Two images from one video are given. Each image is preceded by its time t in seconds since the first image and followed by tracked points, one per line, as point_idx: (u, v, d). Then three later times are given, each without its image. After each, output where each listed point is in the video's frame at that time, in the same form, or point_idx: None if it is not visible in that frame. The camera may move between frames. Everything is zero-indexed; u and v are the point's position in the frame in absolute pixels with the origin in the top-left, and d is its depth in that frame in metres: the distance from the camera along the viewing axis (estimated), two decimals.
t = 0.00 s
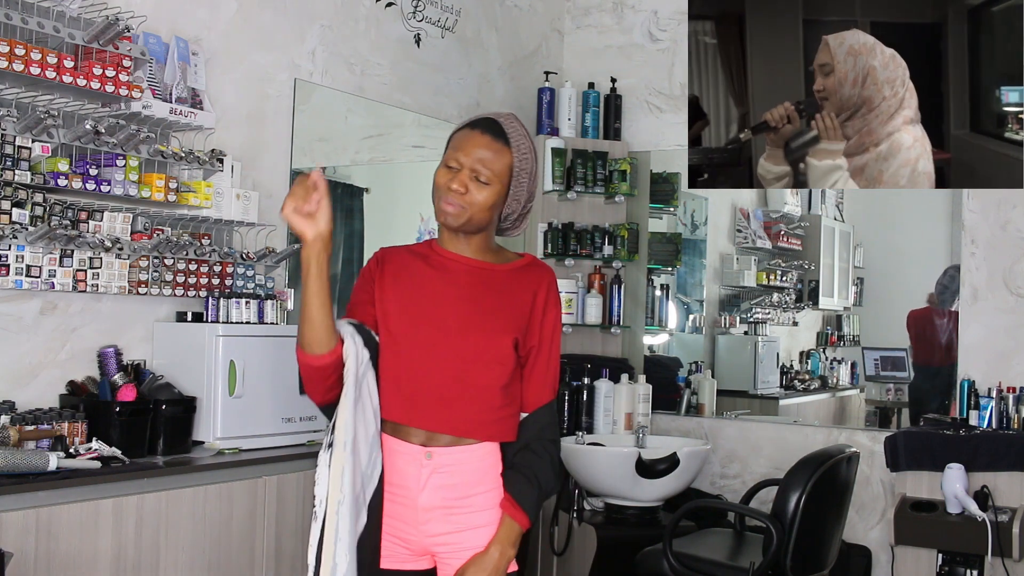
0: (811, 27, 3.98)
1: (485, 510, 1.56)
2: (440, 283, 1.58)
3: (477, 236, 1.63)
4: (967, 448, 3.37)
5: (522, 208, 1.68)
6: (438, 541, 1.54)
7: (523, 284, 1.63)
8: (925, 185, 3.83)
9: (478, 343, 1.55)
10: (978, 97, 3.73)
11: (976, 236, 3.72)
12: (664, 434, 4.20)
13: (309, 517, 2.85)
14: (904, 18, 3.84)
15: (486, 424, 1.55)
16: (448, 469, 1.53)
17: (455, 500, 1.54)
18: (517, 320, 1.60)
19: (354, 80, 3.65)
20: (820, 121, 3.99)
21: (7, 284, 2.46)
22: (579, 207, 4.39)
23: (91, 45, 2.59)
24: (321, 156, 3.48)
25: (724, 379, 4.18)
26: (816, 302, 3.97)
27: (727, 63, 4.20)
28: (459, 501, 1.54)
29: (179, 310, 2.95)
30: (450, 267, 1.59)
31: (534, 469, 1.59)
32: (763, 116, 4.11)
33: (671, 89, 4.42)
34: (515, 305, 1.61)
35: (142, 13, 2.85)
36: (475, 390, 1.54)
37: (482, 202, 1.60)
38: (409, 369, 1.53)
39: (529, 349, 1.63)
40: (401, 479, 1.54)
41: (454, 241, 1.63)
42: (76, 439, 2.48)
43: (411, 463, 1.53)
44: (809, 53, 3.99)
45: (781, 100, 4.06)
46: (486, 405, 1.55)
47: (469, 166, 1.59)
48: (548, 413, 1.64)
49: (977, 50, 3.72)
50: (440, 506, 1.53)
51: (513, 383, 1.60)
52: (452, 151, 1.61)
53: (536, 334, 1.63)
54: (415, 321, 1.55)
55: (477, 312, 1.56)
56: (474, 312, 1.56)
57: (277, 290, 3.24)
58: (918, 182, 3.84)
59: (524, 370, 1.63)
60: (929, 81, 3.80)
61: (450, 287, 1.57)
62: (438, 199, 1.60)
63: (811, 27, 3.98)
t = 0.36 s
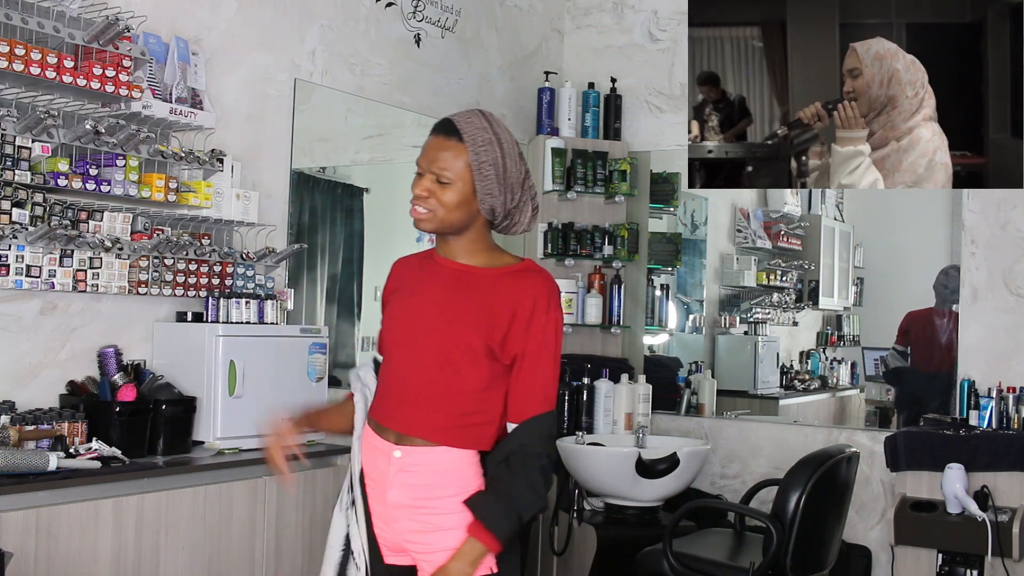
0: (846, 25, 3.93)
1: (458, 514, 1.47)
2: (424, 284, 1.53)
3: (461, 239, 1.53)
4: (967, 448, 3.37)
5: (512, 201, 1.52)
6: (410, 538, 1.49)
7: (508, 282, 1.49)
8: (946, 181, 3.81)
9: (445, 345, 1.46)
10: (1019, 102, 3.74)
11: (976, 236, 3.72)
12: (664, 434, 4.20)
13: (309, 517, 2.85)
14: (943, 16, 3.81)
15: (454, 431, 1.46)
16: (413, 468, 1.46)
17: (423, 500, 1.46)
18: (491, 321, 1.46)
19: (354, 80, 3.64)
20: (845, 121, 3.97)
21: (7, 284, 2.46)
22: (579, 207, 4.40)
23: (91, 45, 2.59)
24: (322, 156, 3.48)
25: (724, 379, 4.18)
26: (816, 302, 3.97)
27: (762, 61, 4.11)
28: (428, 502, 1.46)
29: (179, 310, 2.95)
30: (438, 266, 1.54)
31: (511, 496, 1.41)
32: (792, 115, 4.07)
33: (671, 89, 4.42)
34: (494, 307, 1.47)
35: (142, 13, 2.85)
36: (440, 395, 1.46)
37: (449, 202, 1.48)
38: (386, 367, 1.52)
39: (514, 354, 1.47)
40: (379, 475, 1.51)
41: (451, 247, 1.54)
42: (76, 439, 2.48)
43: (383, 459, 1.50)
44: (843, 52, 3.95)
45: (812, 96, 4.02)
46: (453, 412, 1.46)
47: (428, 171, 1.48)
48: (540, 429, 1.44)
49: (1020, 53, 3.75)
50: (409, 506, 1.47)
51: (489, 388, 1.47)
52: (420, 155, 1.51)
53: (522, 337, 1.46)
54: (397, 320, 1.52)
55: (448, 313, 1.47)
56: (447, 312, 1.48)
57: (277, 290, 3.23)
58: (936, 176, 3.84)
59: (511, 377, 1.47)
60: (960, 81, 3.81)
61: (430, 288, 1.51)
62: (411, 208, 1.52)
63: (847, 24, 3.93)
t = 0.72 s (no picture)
0: (862, 28, 3.93)
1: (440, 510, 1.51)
2: (417, 285, 1.60)
3: (448, 228, 1.58)
4: (967, 448, 3.37)
5: (495, 192, 1.57)
6: (400, 535, 1.54)
7: (481, 276, 1.52)
8: (946, 175, 3.82)
9: (425, 342, 1.53)
10: None
11: (976, 236, 3.72)
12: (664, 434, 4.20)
13: (309, 517, 2.85)
14: (956, 18, 3.79)
15: (434, 424, 1.52)
16: (399, 466, 1.53)
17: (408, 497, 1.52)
18: (459, 317, 1.51)
19: (354, 80, 3.65)
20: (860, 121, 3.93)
21: (7, 284, 2.46)
22: (579, 207, 4.40)
23: (91, 45, 2.59)
24: (322, 156, 3.48)
25: (724, 379, 4.18)
26: (816, 302, 3.97)
27: (783, 61, 4.07)
28: (412, 498, 1.52)
29: (179, 310, 2.95)
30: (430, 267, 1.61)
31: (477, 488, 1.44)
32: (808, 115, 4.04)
33: (671, 89, 4.42)
34: (467, 301, 1.51)
35: (142, 13, 2.85)
36: (421, 389, 1.52)
37: (428, 191, 1.54)
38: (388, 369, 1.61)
39: (483, 347, 1.50)
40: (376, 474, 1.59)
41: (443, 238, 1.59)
42: (75, 439, 2.48)
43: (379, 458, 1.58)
44: (861, 55, 3.93)
45: (832, 95, 3.98)
46: (432, 406, 1.52)
47: (411, 160, 1.55)
48: (511, 426, 1.45)
49: None
50: (396, 502, 1.54)
51: (463, 382, 1.51)
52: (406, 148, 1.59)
53: (488, 330, 1.49)
54: (396, 325, 1.61)
55: (429, 311, 1.54)
56: (428, 311, 1.54)
57: (277, 290, 3.24)
58: (939, 172, 3.83)
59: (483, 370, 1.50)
60: (971, 80, 3.77)
61: (421, 289, 1.59)
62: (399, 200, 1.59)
63: (864, 27, 3.93)
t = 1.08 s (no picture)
0: (860, 29, 3.91)
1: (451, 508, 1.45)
2: (435, 283, 1.58)
3: (468, 223, 1.54)
4: (967, 448, 3.37)
5: (511, 177, 1.55)
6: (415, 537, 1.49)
7: (494, 269, 1.49)
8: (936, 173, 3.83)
9: (440, 338, 1.49)
10: None
11: (976, 235, 3.72)
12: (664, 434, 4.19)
13: (309, 517, 2.85)
14: (954, 19, 3.79)
15: (447, 420, 1.47)
16: (415, 466, 1.49)
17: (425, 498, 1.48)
18: (469, 310, 1.47)
19: (354, 80, 3.64)
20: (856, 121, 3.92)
21: (7, 284, 2.46)
22: (579, 207, 4.37)
23: (91, 45, 2.59)
24: (322, 156, 3.48)
25: (724, 379, 4.18)
26: (816, 302, 3.98)
27: (782, 61, 4.06)
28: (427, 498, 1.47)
29: (179, 310, 2.95)
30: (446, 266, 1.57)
31: (486, 483, 1.38)
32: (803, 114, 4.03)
33: (671, 89, 4.42)
34: (479, 294, 1.47)
35: (142, 13, 2.85)
36: (432, 386, 1.48)
37: (448, 188, 1.50)
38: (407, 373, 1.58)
39: (495, 340, 1.45)
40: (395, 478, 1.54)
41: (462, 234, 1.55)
42: (76, 439, 2.48)
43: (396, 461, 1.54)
44: (860, 55, 3.92)
45: (829, 95, 3.97)
46: (444, 403, 1.47)
47: (421, 163, 1.52)
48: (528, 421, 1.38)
49: None
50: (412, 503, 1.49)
51: (476, 378, 1.46)
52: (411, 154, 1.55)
53: (499, 322, 1.44)
54: (413, 327, 1.58)
55: (443, 307, 1.51)
56: (442, 306, 1.51)
57: (277, 290, 3.23)
58: (920, 167, 3.84)
59: (496, 363, 1.45)
60: (966, 81, 3.77)
61: (438, 287, 1.56)
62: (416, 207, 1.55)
63: (861, 28, 3.91)
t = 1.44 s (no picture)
0: (855, 29, 3.90)
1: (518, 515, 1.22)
2: (452, 281, 1.31)
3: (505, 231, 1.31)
4: (968, 447, 3.37)
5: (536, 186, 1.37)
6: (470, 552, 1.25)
7: (533, 265, 1.24)
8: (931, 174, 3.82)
9: (478, 346, 1.24)
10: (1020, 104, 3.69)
11: (976, 236, 3.72)
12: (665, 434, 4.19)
13: (309, 517, 2.85)
14: (950, 20, 3.76)
15: (500, 441, 1.23)
16: (469, 475, 1.24)
17: (485, 509, 1.23)
18: (511, 314, 1.22)
19: (354, 80, 3.64)
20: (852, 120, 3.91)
21: (7, 284, 2.46)
22: (578, 207, 4.37)
23: (91, 45, 2.59)
24: (321, 156, 3.48)
25: (724, 379, 4.18)
26: (816, 302, 3.98)
27: (778, 61, 4.06)
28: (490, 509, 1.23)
29: (179, 310, 2.95)
30: (461, 267, 1.31)
31: (588, 461, 1.15)
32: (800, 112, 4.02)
33: (671, 89, 4.42)
34: (520, 294, 1.23)
35: (142, 14, 2.85)
36: (476, 405, 1.23)
37: (500, 190, 1.28)
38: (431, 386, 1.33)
39: (547, 344, 1.21)
40: (437, 487, 1.30)
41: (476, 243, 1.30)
42: (76, 439, 2.48)
43: (440, 470, 1.28)
44: (855, 55, 3.91)
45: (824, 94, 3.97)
46: (494, 423, 1.22)
47: (471, 160, 1.27)
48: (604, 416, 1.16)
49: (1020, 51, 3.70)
50: (467, 515, 1.25)
51: (530, 389, 1.22)
52: (442, 149, 1.29)
53: (550, 323, 1.21)
54: (431, 329, 1.32)
55: (475, 312, 1.25)
56: (473, 310, 1.26)
57: (277, 290, 3.23)
58: (911, 161, 3.83)
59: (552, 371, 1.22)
60: (962, 83, 3.76)
61: (459, 286, 1.29)
62: (451, 211, 1.28)
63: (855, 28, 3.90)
